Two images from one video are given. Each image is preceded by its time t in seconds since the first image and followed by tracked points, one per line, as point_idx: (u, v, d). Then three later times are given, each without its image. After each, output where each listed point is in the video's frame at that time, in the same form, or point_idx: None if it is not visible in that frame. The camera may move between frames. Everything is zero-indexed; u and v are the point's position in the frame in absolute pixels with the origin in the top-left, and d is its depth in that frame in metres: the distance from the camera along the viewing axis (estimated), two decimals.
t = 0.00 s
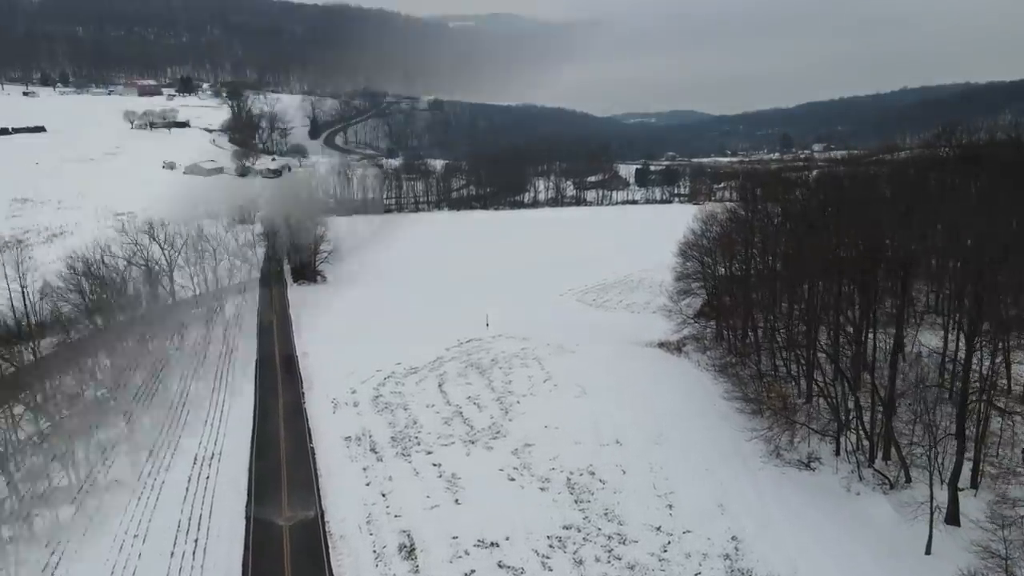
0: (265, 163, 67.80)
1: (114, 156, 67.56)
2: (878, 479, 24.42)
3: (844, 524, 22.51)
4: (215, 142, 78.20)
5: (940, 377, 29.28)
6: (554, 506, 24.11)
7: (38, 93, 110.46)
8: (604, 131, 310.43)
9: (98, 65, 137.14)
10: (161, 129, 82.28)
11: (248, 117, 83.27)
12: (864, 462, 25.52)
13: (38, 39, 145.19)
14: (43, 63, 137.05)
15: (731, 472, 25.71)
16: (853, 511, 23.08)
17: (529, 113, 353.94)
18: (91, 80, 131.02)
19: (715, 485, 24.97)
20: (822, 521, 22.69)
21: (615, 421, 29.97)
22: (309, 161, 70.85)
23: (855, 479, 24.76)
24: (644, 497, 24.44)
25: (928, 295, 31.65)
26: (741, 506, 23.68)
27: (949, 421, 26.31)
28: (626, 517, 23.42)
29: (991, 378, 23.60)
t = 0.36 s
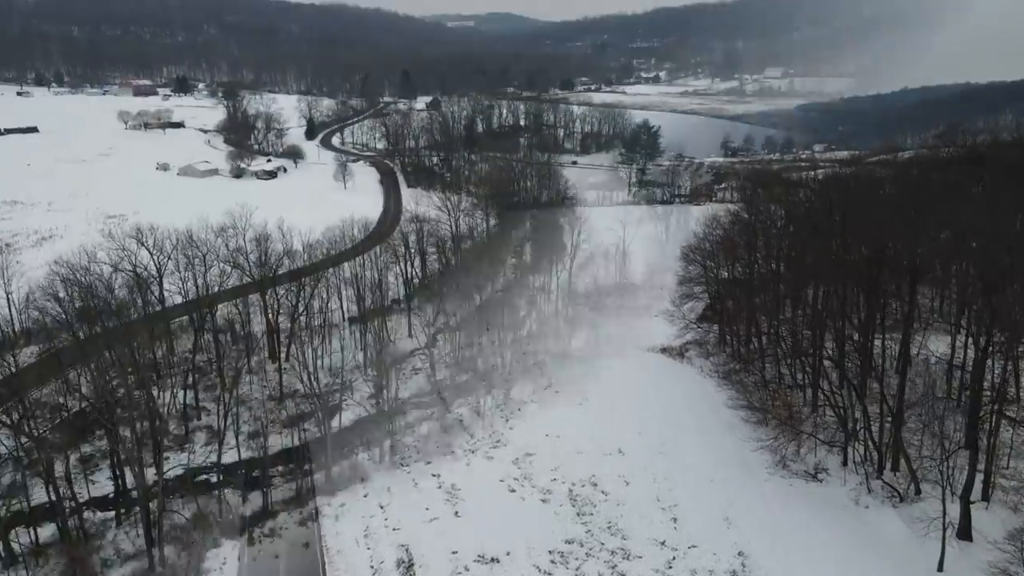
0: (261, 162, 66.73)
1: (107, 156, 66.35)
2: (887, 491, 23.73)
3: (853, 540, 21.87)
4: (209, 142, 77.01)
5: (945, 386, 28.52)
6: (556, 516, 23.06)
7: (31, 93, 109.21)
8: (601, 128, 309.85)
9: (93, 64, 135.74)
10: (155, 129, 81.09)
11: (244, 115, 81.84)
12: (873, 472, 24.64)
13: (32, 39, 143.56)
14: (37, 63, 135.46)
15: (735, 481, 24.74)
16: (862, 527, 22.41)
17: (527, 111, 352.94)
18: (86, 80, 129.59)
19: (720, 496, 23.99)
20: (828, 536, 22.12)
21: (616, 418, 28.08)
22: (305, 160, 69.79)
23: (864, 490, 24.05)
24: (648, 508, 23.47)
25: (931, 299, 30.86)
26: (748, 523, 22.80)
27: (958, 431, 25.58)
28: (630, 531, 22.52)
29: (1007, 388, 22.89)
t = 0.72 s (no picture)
0: (256, 163, 65.82)
1: (100, 157, 65.42)
2: (898, 505, 22.18)
3: (865, 559, 20.31)
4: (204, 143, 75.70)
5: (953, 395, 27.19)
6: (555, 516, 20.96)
7: (25, 94, 107.96)
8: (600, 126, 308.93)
9: (88, 63, 134.67)
10: (150, 131, 80.21)
11: (238, 114, 80.62)
12: (882, 484, 23.05)
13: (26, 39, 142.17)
14: (31, 63, 134.25)
15: (742, 488, 22.86)
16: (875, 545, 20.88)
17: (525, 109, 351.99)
18: (80, 80, 128.32)
19: (727, 506, 22.13)
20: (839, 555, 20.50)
21: (619, 417, 25.83)
22: (300, 161, 68.88)
23: (872, 503, 22.41)
24: (650, 514, 21.48)
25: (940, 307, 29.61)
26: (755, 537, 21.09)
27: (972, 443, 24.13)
28: (629, 539, 20.52)
29: None
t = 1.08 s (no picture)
0: (248, 164, 64.82)
1: (89, 159, 64.34)
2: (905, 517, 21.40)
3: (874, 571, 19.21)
4: (197, 144, 74.67)
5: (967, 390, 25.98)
6: (552, 535, 19.97)
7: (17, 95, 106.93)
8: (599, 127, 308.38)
9: (80, 63, 133.21)
10: (142, 132, 79.12)
11: (232, 115, 79.47)
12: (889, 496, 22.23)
13: (19, 39, 140.99)
14: (24, 63, 132.90)
15: (746, 498, 22.06)
16: (885, 550, 19.56)
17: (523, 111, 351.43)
18: (73, 80, 127.31)
19: (731, 521, 21.05)
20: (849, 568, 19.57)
21: (620, 429, 24.97)
22: (294, 163, 67.92)
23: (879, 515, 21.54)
24: (650, 532, 20.37)
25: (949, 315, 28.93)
26: (759, 553, 19.89)
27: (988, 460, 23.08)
28: (629, 557, 19.38)
29: None
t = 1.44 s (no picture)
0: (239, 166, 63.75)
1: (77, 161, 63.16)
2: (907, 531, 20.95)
3: None
4: (187, 145, 73.50)
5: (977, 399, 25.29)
6: (550, 554, 19.24)
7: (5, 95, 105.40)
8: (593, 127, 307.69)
9: (70, 63, 131.54)
10: (131, 133, 77.89)
11: (222, 115, 78.28)
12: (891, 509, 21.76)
13: (9, 39, 139.33)
14: (13, 63, 131.25)
15: (747, 507, 21.60)
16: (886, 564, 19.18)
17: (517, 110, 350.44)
18: (62, 80, 125.77)
19: (732, 534, 20.46)
20: None
21: (619, 442, 24.20)
22: (285, 164, 66.86)
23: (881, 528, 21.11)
24: (648, 550, 19.65)
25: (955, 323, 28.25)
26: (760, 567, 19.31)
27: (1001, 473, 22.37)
28: None
29: None
